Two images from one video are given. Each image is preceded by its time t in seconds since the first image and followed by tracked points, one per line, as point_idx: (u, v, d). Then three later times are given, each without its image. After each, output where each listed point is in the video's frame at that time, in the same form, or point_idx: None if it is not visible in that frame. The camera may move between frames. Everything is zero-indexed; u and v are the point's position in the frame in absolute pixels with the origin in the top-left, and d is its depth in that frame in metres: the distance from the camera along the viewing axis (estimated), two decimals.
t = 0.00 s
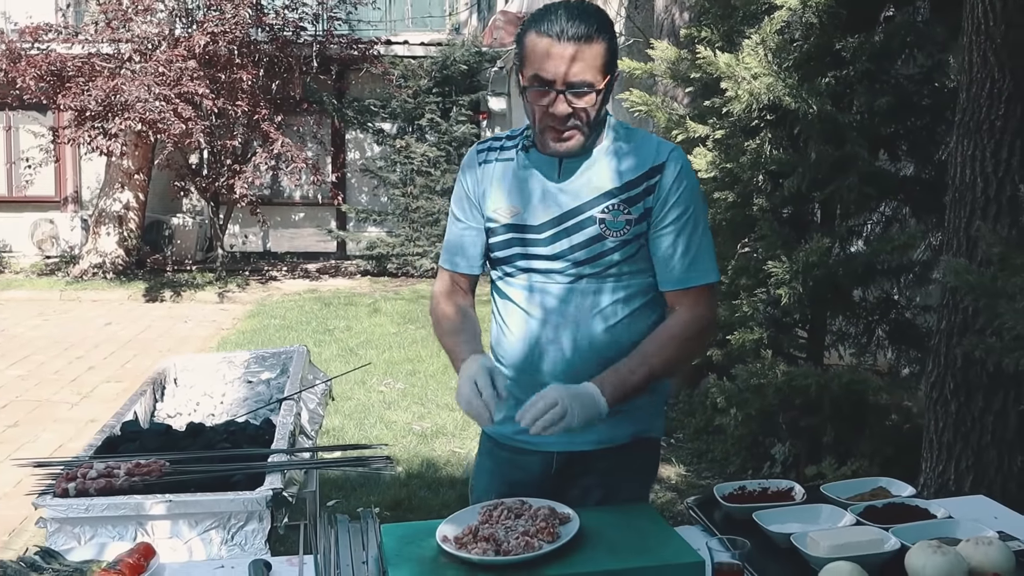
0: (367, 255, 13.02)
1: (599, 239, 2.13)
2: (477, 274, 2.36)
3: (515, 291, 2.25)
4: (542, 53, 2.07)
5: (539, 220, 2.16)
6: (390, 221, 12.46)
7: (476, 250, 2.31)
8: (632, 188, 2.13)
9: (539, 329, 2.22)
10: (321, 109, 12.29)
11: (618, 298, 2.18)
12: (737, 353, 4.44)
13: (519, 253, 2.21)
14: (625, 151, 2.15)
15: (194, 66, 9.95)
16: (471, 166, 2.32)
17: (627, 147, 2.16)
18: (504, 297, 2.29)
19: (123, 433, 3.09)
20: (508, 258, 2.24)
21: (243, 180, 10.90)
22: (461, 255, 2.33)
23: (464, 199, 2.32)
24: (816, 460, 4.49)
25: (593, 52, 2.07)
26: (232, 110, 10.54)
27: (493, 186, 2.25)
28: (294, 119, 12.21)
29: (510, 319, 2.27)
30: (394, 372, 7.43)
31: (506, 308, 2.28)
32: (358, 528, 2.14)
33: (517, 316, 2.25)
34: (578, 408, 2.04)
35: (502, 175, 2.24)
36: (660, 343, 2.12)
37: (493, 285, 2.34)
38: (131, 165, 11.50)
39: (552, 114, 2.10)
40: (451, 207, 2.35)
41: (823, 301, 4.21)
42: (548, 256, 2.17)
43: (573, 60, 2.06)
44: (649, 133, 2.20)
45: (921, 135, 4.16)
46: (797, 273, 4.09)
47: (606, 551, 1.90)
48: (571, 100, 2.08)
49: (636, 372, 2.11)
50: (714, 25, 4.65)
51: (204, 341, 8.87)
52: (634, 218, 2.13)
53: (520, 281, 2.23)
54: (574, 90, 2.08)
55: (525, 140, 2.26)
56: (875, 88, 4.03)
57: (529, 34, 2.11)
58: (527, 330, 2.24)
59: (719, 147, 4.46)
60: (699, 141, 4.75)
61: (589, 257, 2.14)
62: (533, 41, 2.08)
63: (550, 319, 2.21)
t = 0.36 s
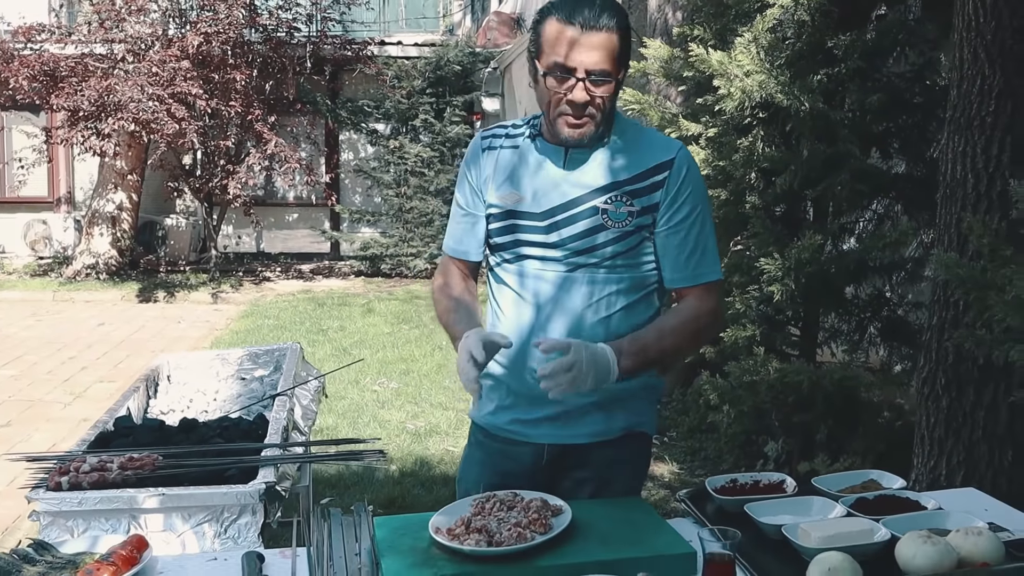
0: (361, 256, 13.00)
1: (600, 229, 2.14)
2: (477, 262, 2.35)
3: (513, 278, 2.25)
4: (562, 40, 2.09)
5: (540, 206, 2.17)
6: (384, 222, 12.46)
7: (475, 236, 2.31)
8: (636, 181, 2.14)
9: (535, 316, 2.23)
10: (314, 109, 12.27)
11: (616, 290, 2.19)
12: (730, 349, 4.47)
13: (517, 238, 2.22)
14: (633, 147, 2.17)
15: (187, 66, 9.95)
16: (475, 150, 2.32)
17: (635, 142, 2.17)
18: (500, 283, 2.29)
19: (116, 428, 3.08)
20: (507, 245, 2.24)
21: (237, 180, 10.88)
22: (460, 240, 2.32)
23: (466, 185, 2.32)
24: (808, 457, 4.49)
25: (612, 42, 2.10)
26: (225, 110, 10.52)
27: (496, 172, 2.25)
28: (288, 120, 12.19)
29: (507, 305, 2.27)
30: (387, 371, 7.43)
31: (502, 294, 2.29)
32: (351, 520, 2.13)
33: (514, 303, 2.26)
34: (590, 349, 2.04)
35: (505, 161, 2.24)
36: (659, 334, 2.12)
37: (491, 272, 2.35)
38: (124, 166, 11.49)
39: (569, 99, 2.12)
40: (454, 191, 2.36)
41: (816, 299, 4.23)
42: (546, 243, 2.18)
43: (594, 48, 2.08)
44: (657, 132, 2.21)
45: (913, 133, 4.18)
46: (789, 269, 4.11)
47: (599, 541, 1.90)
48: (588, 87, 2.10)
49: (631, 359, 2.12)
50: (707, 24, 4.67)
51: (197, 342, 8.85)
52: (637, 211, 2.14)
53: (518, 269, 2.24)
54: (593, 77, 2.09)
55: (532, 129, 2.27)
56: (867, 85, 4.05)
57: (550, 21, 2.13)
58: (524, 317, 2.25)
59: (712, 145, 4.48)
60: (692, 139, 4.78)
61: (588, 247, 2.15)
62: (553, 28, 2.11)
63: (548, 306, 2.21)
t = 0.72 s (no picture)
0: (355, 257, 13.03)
1: (589, 224, 2.17)
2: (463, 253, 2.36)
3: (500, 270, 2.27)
4: (557, 36, 2.12)
5: (531, 199, 2.19)
6: (379, 223, 12.47)
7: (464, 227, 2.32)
8: (626, 177, 2.17)
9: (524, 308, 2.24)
10: (309, 110, 12.27)
11: (603, 284, 2.22)
12: (723, 347, 4.51)
13: (508, 231, 2.23)
14: (623, 143, 2.20)
15: (182, 66, 9.97)
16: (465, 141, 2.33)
17: (625, 138, 2.21)
18: (488, 276, 2.30)
19: (114, 423, 3.11)
20: (496, 237, 2.26)
21: (232, 181, 10.89)
22: (449, 231, 2.33)
23: (455, 177, 2.33)
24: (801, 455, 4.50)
25: (607, 40, 2.13)
26: (220, 111, 10.53)
27: (487, 164, 2.26)
28: (282, 120, 12.16)
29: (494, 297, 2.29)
30: (382, 371, 7.45)
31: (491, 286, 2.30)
32: (346, 513, 2.15)
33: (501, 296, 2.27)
34: (590, 316, 2.08)
35: (496, 154, 2.26)
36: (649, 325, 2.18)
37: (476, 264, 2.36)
38: (118, 167, 11.47)
39: (560, 94, 2.15)
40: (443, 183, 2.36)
41: (808, 297, 4.27)
42: (537, 236, 2.20)
43: (587, 46, 2.12)
44: (646, 128, 2.25)
45: (904, 132, 4.22)
46: (781, 267, 4.15)
47: (590, 531, 1.93)
48: (578, 85, 2.14)
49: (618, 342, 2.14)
50: (699, 23, 4.72)
51: (192, 342, 8.85)
52: (626, 207, 2.18)
53: (506, 262, 2.25)
54: (583, 75, 2.13)
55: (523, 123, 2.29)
56: (858, 84, 4.09)
57: (546, 16, 2.16)
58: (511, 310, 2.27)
59: (704, 144, 4.52)
60: (685, 138, 4.82)
61: (577, 242, 2.19)
62: (549, 23, 2.14)
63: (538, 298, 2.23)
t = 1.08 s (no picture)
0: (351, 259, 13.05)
1: (557, 223, 2.13)
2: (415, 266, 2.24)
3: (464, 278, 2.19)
4: (499, 45, 2.03)
5: (525, 186, 2.12)
6: (374, 224, 12.49)
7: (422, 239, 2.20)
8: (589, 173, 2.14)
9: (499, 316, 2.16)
10: (304, 112, 12.34)
11: (574, 283, 2.18)
12: (716, 347, 4.54)
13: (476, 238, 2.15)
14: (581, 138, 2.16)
15: (178, 68, 9.99)
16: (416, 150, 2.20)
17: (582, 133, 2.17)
18: (455, 286, 2.21)
19: (110, 423, 3.13)
20: (458, 244, 2.17)
21: (227, 183, 10.89)
22: (407, 244, 2.17)
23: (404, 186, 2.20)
24: (793, 455, 4.54)
25: (550, 45, 2.05)
26: (216, 112, 10.56)
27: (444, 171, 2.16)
28: (278, 122, 12.16)
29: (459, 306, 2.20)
30: (377, 372, 7.47)
31: (459, 297, 2.20)
32: (341, 510, 2.17)
33: (467, 304, 2.19)
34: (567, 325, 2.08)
35: (452, 159, 2.16)
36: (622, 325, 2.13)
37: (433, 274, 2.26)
38: (114, 168, 11.47)
39: (503, 104, 2.08)
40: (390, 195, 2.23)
41: (799, 298, 4.31)
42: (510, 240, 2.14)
43: (529, 54, 2.03)
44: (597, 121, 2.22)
45: (895, 134, 4.26)
46: (773, 269, 4.19)
47: (581, 527, 1.96)
48: (524, 93, 2.06)
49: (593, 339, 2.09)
50: (692, 26, 4.76)
51: (188, 344, 8.86)
52: (591, 203, 2.14)
53: (471, 268, 2.17)
54: (529, 84, 2.05)
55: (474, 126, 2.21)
56: (849, 86, 4.12)
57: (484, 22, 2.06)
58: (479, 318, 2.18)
59: (697, 146, 4.56)
60: (678, 140, 4.86)
61: (547, 242, 2.13)
62: (489, 31, 2.04)
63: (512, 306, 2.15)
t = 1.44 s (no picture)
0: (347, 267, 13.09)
1: (512, 238, 2.14)
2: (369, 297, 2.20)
3: (423, 304, 2.17)
4: (412, 83, 1.99)
5: (491, 194, 2.12)
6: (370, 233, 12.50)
7: (373, 273, 2.16)
8: (535, 182, 2.15)
9: (464, 336, 2.17)
10: (300, 122, 12.33)
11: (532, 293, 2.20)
12: (708, 355, 4.58)
13: (431, 265, 2.13)
14: (522, 149, 2.17)
15: (174, 78, 10.03)
16: (354, 184, 2.13)
17: (522, 144, 2.18)
18: (414, 312, 2.19)
19: (106, 429, 3.15)
20: (414, 271, 2.14)
21: (223, 192, 10.91)
22: (359, 278, 2.14)
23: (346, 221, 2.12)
24: (785, 462, 4.57)
25: (464, 74, 2.00)
26: (211, 122, 10.60)
27: (389, 203, 2.11)
28: (273, 131, 12.17)
29: (420, 331, 2.19)
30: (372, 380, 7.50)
31: (418, 323, 2.19)
32: (334, 515, 2.19)
33: (429, 328, 2.18)
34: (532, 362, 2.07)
35: (398, 186, 2.12)
36: (585, 333, 2.24)
37: (387, 300, 2.23)
38: (110, 177, 11.49)
39: (427, 141, 2.04)
40: (329, 233, 2.15)
41: (791, 307, 4.34)
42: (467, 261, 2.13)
43: (442, 89, 1.99)
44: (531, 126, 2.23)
45: (884, 144, 4.30)
46: (764, 276, 4.21)
47: (571, 531, 1.99)
48: (445, 128, 2.02)
49: (563, 352, 2.17)
50: (684, 37, 4.81)
51: (183, 352, 8.88)
52: (542, 212, 2.16)
53: (431, 292, 2.16)
54: (448, 119, 2.02)
55: (408, 152, 2.16)
56: (839, 96, 4.17)
57: (397, 57, 2.02)
58: (443, 340, 2.18)
59: (689, 155, 4.62)
60: (671, 149, 4.91)
61: (503, 257, 2.14)
62: (400, 70, 2.00)
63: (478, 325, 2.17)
